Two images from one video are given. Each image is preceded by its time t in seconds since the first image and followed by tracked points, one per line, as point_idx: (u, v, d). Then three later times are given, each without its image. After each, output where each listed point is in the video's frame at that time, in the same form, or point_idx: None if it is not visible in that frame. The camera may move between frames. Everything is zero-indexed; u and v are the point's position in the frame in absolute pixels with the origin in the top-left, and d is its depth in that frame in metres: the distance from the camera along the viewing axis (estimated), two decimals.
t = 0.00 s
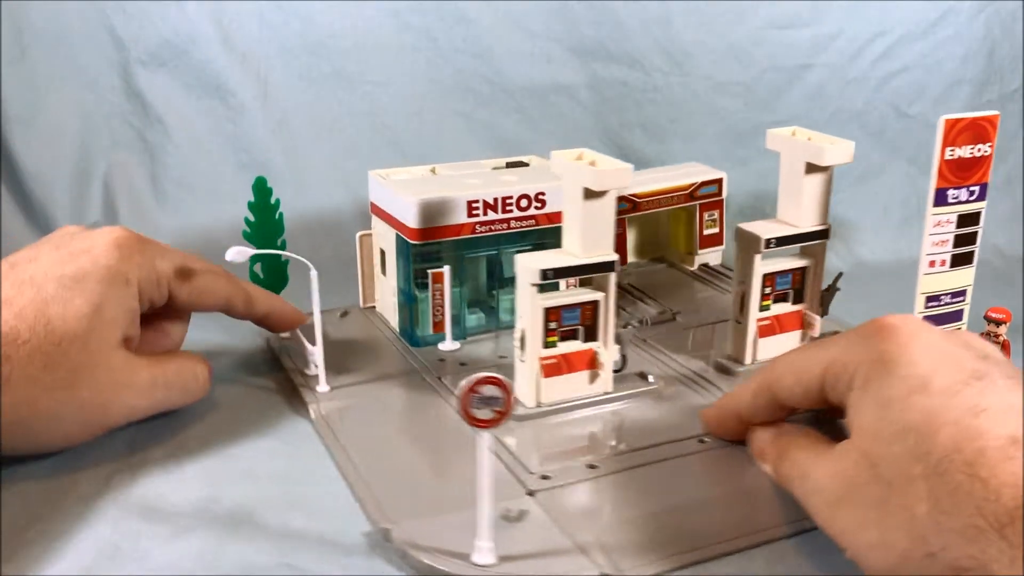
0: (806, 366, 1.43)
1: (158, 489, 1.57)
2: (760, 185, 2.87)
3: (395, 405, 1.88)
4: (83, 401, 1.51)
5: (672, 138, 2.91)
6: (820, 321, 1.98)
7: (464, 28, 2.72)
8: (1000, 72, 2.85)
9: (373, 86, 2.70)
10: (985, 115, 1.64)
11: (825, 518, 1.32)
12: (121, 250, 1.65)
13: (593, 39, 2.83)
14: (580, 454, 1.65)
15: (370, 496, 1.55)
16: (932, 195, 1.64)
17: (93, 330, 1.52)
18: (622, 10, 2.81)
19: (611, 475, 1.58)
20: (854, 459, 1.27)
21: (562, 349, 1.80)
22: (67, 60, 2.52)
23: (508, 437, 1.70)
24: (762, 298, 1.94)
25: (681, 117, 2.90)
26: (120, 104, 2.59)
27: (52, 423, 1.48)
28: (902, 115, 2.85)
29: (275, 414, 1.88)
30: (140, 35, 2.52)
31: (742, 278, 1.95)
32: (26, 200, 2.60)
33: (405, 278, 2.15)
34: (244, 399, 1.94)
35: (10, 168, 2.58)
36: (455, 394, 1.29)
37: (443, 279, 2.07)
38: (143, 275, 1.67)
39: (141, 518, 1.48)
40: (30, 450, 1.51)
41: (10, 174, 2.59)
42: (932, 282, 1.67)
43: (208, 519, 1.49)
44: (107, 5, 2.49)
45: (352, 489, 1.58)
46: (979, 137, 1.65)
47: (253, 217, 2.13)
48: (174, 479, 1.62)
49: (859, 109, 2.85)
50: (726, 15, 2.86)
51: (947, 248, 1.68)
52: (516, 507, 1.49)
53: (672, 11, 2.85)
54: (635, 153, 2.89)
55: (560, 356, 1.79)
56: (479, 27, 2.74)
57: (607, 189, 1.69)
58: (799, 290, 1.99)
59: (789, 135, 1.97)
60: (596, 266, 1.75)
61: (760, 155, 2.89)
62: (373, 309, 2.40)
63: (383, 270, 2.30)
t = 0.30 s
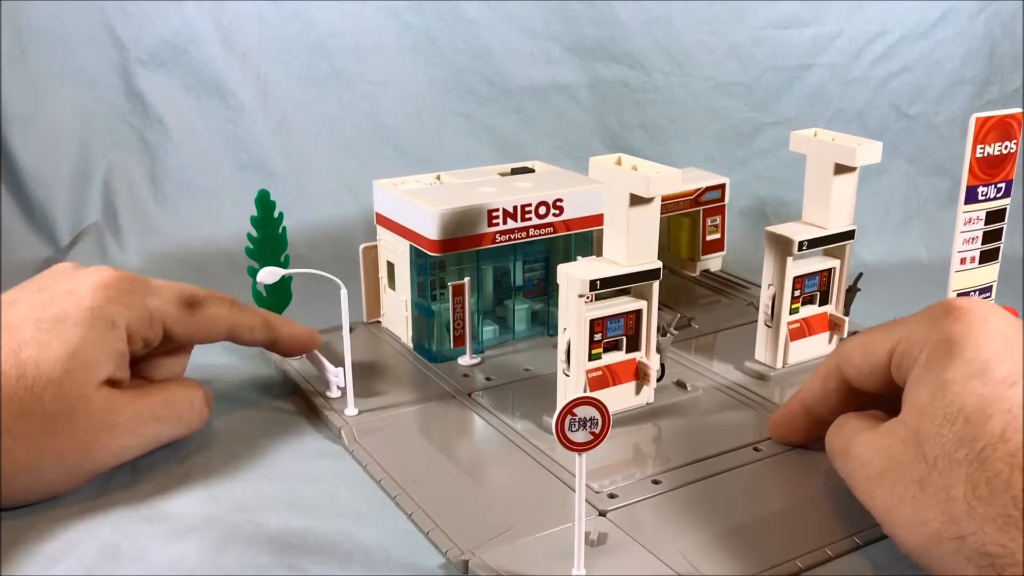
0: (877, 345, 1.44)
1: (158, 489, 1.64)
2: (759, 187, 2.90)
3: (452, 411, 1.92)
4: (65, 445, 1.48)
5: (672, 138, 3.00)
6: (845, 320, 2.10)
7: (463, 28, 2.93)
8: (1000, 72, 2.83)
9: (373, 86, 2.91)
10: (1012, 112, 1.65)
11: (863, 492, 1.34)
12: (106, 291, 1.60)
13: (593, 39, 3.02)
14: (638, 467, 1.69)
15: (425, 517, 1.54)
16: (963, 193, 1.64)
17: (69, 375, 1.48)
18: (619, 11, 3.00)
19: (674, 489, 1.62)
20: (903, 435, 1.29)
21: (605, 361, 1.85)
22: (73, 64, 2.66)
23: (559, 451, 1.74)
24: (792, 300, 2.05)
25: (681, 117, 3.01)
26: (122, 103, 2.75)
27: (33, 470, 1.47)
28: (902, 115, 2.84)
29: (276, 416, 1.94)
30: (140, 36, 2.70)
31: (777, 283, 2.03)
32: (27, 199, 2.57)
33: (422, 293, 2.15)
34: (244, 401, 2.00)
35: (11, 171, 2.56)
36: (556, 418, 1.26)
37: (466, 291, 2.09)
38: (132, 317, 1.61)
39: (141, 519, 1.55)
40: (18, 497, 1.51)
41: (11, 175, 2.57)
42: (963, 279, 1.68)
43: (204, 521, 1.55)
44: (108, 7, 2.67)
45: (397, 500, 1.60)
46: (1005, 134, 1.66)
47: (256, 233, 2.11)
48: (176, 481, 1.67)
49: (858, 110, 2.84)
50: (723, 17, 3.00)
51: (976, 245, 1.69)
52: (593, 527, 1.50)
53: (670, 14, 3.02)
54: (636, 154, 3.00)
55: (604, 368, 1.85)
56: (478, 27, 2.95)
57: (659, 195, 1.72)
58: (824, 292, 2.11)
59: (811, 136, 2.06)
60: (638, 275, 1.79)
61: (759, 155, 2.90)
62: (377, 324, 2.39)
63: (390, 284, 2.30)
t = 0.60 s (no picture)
0: (873, 346, 1.44)
1: (157, 489, 1.63)
2: (759, 187, 2.91)
3: (452, 411, 1.92)
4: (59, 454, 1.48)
5: (673, 138, 3.01)
6: (845, 320, 2.10)
7: (463, 28, 2.93)
8: (1001, 72, 2.84)
9: (373, 86, 2.92)
10: (1013, 112, 1.64)
11: (855, 495, 1.34)
12: (103, 302, 1.61)
13: (593, 39, 3.02)
14: (638, 468, 1.69)
15: (425, 517, 1.54)
16: (964, 193, 1.64)
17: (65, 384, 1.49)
18: (619, 11, 2.99)
19: (674, 489, 1.62)
20: (895, 439, 1.29)
21: (605, 361, 1.85)
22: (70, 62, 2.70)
23: (560, 450, 1.73)
24: (792, 300, 2.05)
25: (681, 117, 3.01)
26: (121, 103, 2.77)
27: (25, 479, 1.46)
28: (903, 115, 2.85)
29: (275, 415, 1.94)
30: (140, 36, 2.72)
31: (777, 283, 2.03)
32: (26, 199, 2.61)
33: (422, 293, 2.15)
34: (244, 400, 2.00)
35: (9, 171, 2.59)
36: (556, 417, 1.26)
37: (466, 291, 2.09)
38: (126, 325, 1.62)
39: (140, 519, 1.55)
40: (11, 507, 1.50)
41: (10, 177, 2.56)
42: (963, 279, 1.68)
43: (204, 520, 1.55)
44: (108, 7, 2.68)
45: (399, 500, 1.59)
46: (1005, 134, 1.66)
47: (256, 233, 2.11)
48: (175, 480, 1.67)
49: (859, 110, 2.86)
50: (723, 17, 3.00)
51: (976, 245, 1.69)
52: (593, 527, 1.50)
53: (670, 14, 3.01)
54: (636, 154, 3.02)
55: (604, 368, 1.85)
56: (478, 27, 2.95)
57: (658, 194, 1.71)
58: (824, 292, 2.11)
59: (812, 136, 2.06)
60: (638, 275, 1.79)
61: (759, 155, 2.90)
62: (377, 324, 2.39)
63: (390, 284, 2.30)
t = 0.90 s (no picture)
0: (867, 346, 1.44)
1: (157, 489, 1.63)
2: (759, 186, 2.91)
3: (452, 411, 1.92)
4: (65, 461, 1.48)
5: (673, 138, 3.02)
6: (845, 320, 2.10)
7: (463, 28, 2.93)
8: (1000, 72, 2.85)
9: (373, 86, 2.92)
10: (1013, 112, 1.64)
11: (850, 498, 1.34)
12: (113, 309, 1.60)
13: (593, 38, 3.02)
14: (638, 468, 1.69)
15: (424, 516, 1.54)
16: (964, 193, 1.64)
17: (72, 394, 1.48)
18: (619, 11, 2.99)
19: (673, 489, 1.62)
20: (889, 442, 1.28)
21: (605, 361, 1.85)
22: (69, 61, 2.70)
23: (560, 450, 1.73)
24: (792, 300, 2.05)
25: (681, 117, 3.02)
26: (121, 103, 2.77)
27: (33, 483, 1.47)
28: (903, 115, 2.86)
29: (274, 415, 1.94)
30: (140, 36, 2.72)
31: (777, 283, 2.03)
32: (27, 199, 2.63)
33: (422, 293, 2.15)
34: (244, 400, 2.00)
35: (9, 171, 2.60)
36: (555, 416, 1.26)
37: (466, 291, 2.09)
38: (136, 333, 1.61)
39: (141, 519, 1.55)
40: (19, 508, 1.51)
41: (10, 177, 2.61)
42: (963, 279, 1.68)
43: (204, 520, 1.55)
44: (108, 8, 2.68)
45: (398, 500, 1.59)
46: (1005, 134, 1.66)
47: (256, 233, 2.11)
48: (176, 480, 1.67)
49: (859, 109, 2.87)
50: (724, 17, 3.00)
51: (976, 245, 1.69)
52: (592, 527, 1.50)
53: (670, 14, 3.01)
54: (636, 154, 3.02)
55: (604, 368, 1.85)
56: (478, 26, 2.95)
57: (658, 194, 1.71)
58: (824, 293, 2.11)
59: (811, 136, 2.06)
60: (638, 275, 1.79)
61: (759, 155, 2.93)
62: (377, 324, 2.39)
63: (390, 284, 2.30)
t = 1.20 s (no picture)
0: (864, 345, 1.44)
1: (157, 489, 1.64)
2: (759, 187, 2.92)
3: (452, 411, 1.92)
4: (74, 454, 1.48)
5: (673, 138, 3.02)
6: (845, 320, 2.10)
7: (463, 28, 2.93)
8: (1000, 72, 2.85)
9: (372, 86, 2.92)
10: (1012, 112, 1.64)
11: (850, 499, 1.35)
12: (116, 304, 1.60)
13: (593, 38, 3.02)
14: (638, 468, 1.69)
15: (424, 516, 1.55)
16: (963, 193, 1.64)
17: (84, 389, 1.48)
18: (619, 10, 2.99)
19: (673, 489, 1.62)
20: (887, 444, 1.29)
21: (605, 361, 1.85)
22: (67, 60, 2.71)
23: (559, 450, 1.73)
24: (792, 300, 2.05)
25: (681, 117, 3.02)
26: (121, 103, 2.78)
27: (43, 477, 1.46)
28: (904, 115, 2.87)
29: (274, 415, 1.94)
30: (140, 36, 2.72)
31: (777, 283, 2.03)
32: (27, 199, 2.63)
33: (422, 293, 2.15)
34: (243, 400, 2.00)
35: (9, 171, 2.61)
36: (555, 416, 1.26)
37: (465, 291, 2.09)
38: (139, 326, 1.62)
39: (141, 520, 1.55)
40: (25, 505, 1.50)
41: (10, 177, 2.61)
42: (963, 279, 1.68)
43: (204, 521, 1.55)
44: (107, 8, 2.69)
45: (397, 500, 1.60)
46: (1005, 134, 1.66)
47: (256, 233, 2.11)
48: (176, 480, 1.67)
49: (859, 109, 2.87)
50: (724, 16, 3.00)
51: (976, 245, 1.69)
52: (592, 527, 1.50)
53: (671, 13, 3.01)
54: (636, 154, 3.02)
55: (604, 368, 1.85)
56: (478, 26, 2.95)
57: (658, 194, 1.71)
58: (825, 293, 2.11)
59: (811, 136, 2.06)
60: (638, 275, 1.79)
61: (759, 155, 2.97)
62: (377, 324, 2.39)
63: (390, 284, 2.30)
